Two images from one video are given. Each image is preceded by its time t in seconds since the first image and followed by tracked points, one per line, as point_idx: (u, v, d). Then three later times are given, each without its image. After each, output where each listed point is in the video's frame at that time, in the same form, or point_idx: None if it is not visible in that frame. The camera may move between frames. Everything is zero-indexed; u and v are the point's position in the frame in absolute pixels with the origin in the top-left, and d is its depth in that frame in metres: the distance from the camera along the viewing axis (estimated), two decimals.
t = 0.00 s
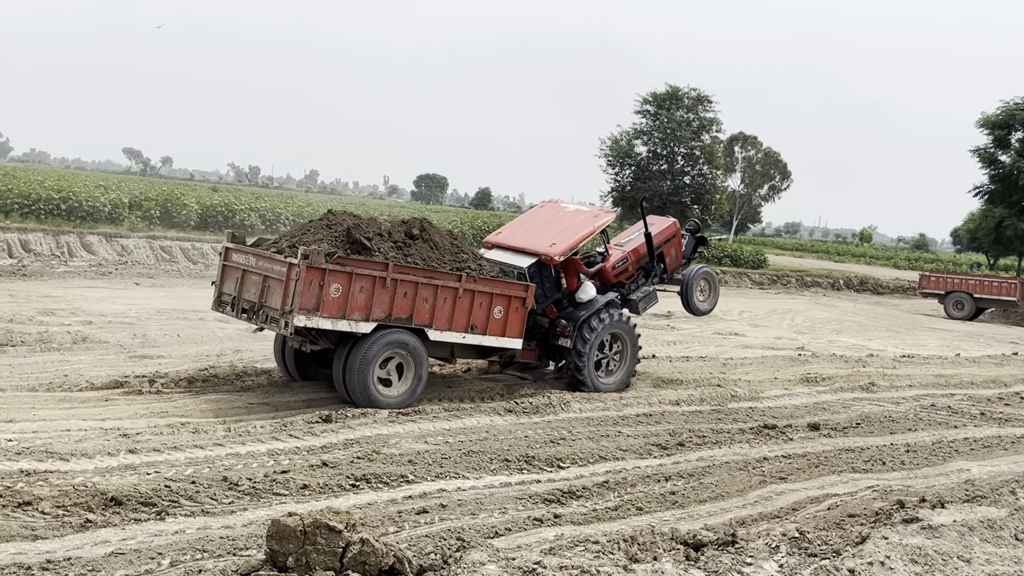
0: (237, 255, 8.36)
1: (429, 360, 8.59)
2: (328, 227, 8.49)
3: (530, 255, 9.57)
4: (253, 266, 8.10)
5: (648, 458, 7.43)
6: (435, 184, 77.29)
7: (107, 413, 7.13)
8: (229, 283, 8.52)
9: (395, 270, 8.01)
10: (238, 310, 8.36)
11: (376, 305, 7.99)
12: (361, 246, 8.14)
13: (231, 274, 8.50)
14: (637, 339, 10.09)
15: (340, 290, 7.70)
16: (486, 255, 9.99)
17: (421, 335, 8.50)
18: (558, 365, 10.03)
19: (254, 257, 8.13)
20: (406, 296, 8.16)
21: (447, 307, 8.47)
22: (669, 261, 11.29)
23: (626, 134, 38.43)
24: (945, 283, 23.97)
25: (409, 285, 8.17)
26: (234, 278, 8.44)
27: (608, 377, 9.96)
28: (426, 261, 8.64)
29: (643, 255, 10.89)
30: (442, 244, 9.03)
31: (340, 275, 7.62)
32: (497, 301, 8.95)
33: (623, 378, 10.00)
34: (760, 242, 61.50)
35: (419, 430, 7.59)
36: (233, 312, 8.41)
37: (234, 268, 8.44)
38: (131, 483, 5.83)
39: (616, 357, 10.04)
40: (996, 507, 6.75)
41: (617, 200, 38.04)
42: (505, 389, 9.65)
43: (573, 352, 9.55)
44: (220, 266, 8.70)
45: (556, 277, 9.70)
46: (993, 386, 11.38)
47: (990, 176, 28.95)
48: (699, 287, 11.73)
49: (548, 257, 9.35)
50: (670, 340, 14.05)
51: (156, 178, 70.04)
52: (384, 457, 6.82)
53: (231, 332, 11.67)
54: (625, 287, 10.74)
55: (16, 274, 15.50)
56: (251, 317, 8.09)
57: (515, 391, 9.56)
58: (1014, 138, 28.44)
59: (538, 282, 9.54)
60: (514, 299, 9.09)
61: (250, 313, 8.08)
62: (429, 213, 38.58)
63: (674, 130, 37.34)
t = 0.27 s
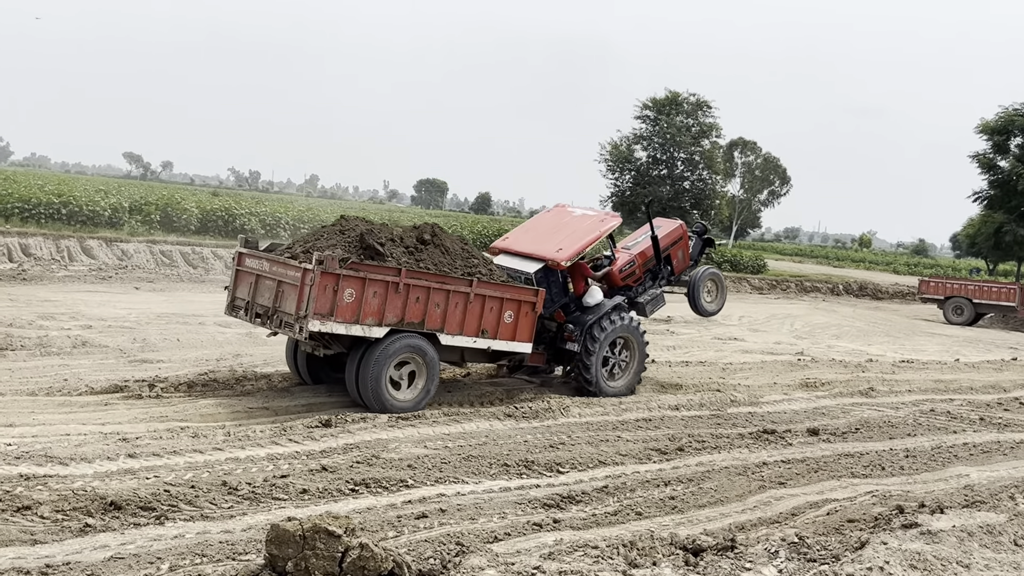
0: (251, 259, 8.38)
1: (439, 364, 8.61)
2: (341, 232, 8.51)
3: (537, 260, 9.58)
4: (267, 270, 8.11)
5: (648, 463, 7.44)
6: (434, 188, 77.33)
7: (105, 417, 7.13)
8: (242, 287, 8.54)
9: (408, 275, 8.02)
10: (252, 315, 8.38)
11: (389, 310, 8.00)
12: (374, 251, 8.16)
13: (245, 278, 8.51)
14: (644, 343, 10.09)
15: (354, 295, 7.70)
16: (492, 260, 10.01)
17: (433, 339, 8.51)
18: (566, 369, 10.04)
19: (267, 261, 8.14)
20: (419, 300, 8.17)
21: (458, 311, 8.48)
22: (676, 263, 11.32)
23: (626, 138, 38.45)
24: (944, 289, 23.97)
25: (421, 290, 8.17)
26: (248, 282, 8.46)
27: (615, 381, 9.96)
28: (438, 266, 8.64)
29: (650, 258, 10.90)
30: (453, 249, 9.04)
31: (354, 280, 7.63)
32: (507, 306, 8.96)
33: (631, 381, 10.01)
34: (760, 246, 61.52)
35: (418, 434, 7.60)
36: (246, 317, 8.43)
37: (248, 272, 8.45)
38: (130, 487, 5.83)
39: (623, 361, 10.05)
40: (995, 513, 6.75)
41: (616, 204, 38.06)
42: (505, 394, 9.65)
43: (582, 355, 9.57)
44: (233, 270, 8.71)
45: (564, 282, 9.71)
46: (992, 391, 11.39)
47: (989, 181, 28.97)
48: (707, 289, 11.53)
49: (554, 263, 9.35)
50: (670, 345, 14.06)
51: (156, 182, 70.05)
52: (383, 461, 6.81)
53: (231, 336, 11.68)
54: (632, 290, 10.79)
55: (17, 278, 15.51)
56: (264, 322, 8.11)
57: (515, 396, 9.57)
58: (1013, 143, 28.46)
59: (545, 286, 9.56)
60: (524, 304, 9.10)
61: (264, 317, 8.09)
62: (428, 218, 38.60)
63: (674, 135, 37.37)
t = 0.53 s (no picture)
0: (263, 266, 8.42)
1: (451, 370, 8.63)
2: (353, 239, 8.56)
3: (546, 265, 9.60)
4: (279, 277, 8.15)
5: (646, 470, 7.43)
6: (432, 195, 77.36)
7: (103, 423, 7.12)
8: (255, 294, 8.60)
9: (419, 282, 8.06)
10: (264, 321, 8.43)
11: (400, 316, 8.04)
12: (385, 258, 8.19)
13: (256, 285, 8.55)
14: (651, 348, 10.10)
15: (366, 302, 7.74)
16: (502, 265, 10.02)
17: (444, 345, 8.54)
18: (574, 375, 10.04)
19: (279, 268, 8.18)
20: (429, 307, 8.21)
21: (469, 318, 8.51)
22: (683, 272, 11.30)
23: (623, 145, 38.49)
24: (942, 296, 24.00)
25: (432, 297, 8.21)
26: (260, 289, 8.50)
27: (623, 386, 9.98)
28: (449, 272, 8.67)
29: (657, 266, 10.90)
30: (463, 255, 9.07)
31: (366, 287, 7.68)
32: (518, 312, 8.97)
33: (638, 388, 10.02)
34: (758, 253, 61.55)
35: (415, 441, 7.58)
36: (258, 324, 8.49)
37: (260, 280, 8.51)
38: (127, 494, 5.82)
39: (631, 366, 10.06)
40: (993, 520, 6.75)
41: (614, 211, 38.09)
42: (503, 400, 9.65)
43: (589, 361, 9.58)
44: (246, 278, 8.77)
45: (571, 287, 9.72)
46: (990, 398, 11.39)
47: (987, 188, 29.01)
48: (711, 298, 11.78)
49: (563, 267, 9.37)
50: (668, 352, 14.05)
51: (153, 188, 70.00)
52: (381, 467, 6.80)
53: (229, 342, 11.67)
54: (640, 297, 10.77)
55: (16, 285, 15.50)
56: (277, 329, 8.16)
57: (513, 402, 9.57)
58: (1010, 150, 28.51)
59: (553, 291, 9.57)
60: (534, 310, 9.11)
61: (276, 324, 8.14)
62: (426, 224, 38.62)
63: (671, 141, 37.42)
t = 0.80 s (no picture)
0: (274, 275, 8.48)
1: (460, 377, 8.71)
2: (364, 248, 8.64)
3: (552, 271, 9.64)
4: (291, 287, 8.23)
5: (641, 478, 7.42)
6: (427, 203, 77.36)
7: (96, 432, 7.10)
8: (265, 302, 8.68)
9: (429, 290, 8.14)
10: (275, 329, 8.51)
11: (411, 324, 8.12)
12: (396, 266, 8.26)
13: (267, 294, 8.62)
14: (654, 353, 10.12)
15: (377, 311, 7.82)
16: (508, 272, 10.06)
17: (453, 352, 8.62)
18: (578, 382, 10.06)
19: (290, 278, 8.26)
20: (439, 315, 8.29)
21: (477, 325, 8.59)
22: (689, 282, 11.30)
23: (618, 153, 38.53)
24: (936, 304, 24.02)
25: (442, 305, 8.29)
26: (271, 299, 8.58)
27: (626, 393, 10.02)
28: (457, 280, 8.75)
29: (662, 276, 10.91)
30: (471, 263, 9.15)
31: (379, 295, 7.75)
32: (524, 319, 9.05)
33: (642, 395, 10.04)
34: (753, 261, 61.57)
35: (410, 449, 7.57)
36: (269, 332, 8.56)
37: (271, 288, 8.59)
38: (120, 503, 5.79)
39: (634, 372, 10.09)
40: (988, 528, 6.75)
41: (609, 218, 38.11)
42: (499, 408, 9.64)
43: (593, 367, 9.59)
44: (256, 286, 8.84)
45: (576, 294, 9.73)
46: (985, 406, 11.39)
47: (981, 197, 29.06)
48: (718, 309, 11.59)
49: (568, 273, 9.40)
50: (663, 360, 14.05)
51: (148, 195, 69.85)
52: (375, 476, 6.79)
53: (223, 350, 11.65)
54: (645, 306, 10.76)
55: (9, 293, 15.46)
56: (288, 337, 8.23)
57: (509, 410, 9.56)
58: (1004, 158, 28.56)
59: (559, 297, 9.61)
60: (541, 316, 9.19)
61: (288, 332, 8.21)
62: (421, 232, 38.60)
63: (667, 149, 37.47)
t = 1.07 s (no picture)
0: (287, 283, 8.63)
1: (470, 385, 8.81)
2: (376, 258, 8.77)
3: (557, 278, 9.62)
4: (305, 295, 8.38)
5: (635, 486, 7.42)
6: (420, 211, 77.36)
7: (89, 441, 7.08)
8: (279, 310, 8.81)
9: (440, 299, 8.25)
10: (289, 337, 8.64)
11: (422, 333, 8.23)
12: (408, 275, 8.39)
13: (281, 302, 8.76)
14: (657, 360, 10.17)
15: (389, 319, 7.95)
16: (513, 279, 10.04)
17: (463, 360, 8.72)
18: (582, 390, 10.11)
19: (304, 286, 8.40)
20: (450, 324, 8.40)
21: (487, 334, 8.69)
22: (694, 294, 11.31)
23: (612, 162, 38.58)
24: (929, 312, 24.07)
25: (452, 314, 8.40)
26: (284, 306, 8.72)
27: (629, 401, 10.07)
28: (467, 289, 8.86)
29: (667, 287, 10.94)
30: (481, 272, 9.26)
31: (391, 304, 7.87)
32: (533, 328, 9.14)
33: (645, 403, 10.08)
34: (746, 269, 61.63)
35: (404, 457, 7.56)
36: (282, 339, 8.69)
37: (284, 296, 8.72)
38: (113, 511, 5.78)
39: (637, 380, 10.14)
40: (981, 536, 6.76)
41: (602, 226, 38.15)
42: (493, 416, 9.64)
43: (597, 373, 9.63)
44: (269, 294, 8.98)
45: (581, 302, 9.72)
46: (977, 414, 11.41)
47: (973, 205, 29.14)
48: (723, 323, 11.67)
49: (573, 279, 9.38)
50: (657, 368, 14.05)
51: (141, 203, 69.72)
52: (369, 485, 6.78)
53: (216, 359, 11.63)
54: (649, 316, 10.77)
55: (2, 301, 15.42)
56: (301, 344, 8.36)
57: (504, 418, 9.57)
58: (996, 167, 28.67)
59: (565, 304, 9.61)
60: (548, 325, 9.25)
61: (301, 339, 8.34)
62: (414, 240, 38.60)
63: (660, 157, 37.54)
